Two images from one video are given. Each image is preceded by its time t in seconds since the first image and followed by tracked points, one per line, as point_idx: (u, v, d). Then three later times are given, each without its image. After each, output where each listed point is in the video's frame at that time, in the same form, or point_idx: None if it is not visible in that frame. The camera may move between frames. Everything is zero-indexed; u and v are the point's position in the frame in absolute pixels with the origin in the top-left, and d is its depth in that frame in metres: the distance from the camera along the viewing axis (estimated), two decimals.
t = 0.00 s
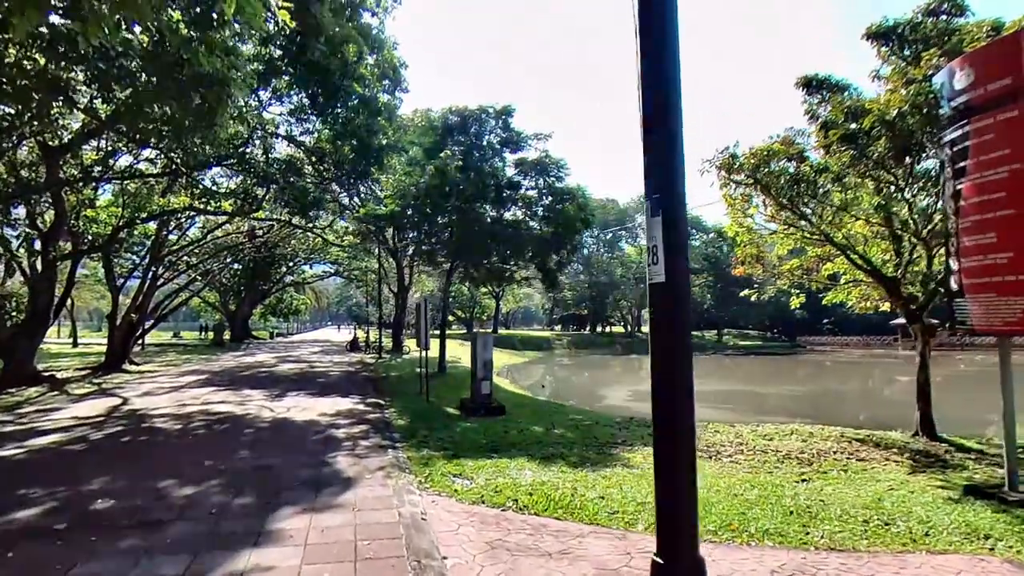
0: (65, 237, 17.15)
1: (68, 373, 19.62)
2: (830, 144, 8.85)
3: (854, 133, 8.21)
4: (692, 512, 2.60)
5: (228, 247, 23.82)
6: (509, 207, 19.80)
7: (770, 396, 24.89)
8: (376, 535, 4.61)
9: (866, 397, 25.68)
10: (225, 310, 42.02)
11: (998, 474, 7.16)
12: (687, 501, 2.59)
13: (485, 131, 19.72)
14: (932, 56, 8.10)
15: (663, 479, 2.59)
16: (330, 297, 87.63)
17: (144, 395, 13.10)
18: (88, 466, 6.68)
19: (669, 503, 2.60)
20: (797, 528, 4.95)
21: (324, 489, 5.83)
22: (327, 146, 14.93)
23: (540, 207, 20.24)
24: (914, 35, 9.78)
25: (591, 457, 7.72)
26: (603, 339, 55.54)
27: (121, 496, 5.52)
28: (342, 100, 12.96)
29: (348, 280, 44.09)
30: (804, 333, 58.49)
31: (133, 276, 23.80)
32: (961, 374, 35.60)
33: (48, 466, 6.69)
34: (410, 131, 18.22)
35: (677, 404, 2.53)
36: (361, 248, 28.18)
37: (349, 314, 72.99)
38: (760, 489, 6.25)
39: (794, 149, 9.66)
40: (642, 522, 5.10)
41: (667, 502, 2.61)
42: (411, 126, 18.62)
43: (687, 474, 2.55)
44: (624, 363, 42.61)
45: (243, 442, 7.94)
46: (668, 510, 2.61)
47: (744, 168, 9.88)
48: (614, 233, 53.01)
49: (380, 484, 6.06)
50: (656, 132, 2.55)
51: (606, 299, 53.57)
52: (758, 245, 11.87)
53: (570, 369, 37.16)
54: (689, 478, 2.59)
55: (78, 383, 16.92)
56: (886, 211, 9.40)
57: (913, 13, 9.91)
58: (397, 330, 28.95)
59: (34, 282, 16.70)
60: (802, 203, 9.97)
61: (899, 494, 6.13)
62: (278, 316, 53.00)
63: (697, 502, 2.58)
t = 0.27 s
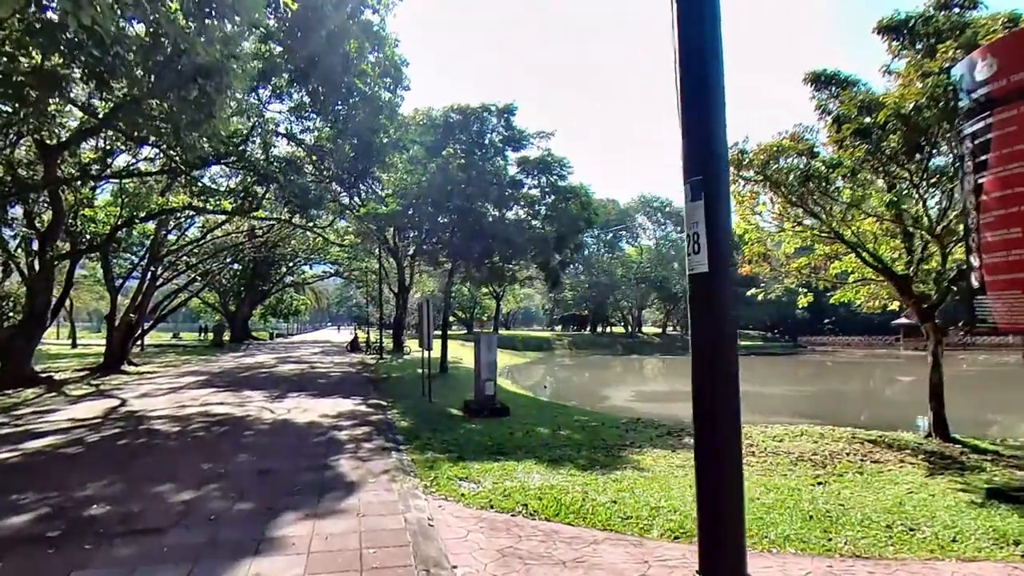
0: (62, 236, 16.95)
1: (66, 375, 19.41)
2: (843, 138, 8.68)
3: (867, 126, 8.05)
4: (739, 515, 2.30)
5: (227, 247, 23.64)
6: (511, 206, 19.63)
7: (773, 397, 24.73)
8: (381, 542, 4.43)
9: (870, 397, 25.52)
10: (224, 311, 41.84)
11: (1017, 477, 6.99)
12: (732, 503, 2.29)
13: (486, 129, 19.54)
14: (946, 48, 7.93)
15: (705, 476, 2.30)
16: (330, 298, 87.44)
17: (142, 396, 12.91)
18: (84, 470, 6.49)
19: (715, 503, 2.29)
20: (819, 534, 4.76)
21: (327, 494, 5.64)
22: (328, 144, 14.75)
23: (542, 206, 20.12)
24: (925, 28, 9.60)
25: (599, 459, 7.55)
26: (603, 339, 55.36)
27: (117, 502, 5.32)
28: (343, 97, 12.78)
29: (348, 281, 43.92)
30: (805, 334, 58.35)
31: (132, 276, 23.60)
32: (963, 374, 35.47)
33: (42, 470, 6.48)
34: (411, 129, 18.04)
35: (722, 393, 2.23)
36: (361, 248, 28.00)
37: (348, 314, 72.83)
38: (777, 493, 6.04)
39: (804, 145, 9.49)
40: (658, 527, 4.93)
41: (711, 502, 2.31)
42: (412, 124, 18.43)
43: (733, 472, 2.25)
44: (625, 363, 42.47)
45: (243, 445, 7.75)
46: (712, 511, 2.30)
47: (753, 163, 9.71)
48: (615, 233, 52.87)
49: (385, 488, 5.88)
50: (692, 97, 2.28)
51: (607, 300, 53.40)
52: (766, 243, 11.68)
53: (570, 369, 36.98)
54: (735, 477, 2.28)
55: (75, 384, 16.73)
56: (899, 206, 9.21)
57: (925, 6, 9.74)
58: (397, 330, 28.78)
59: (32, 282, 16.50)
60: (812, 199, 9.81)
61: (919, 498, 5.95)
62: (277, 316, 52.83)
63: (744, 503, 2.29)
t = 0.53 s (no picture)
0: (59, 236, 16.72)
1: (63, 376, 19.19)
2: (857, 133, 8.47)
3: (882, 120, 7.86)
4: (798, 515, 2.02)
5: (226, 246, 23.41)
6: (512, 205, 19.42)
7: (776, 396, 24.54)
8: (386, 553, 4.22)
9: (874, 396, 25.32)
10: (223, 311, 41.62)
11: None
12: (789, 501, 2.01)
13: (488, 127, 19.32)
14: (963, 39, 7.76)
15: (754, 476, 2.03)
16: (329, 298, 87.21)
17: (139, 398, 12.69)
18: (77, 475, 6.28)
19: (768, 503, 2.01)
20: (844, 543, 4.55)
21: (328, 500, 5.44)
22: (327, 142, 14.53)
23: (544, 205, 19.92)
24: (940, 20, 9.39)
25: (608, 462, 7.33)
26: (604, 338, 55.16)
27: (108, 510, 5.10)
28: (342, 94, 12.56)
29: (347, 281, 43.70)
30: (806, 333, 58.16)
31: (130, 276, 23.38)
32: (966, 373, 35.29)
33: (33, 476, 6.26)
34: (411, 127, 17.83)
35: (771, 386, 1.97)
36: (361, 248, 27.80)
37: (348, 314, 72.57)
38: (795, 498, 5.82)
39: (815, 140, 9.29)
40: (673, 536, 4.72)
41: (762, 503, 2.03)
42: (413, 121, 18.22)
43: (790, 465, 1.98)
44: (627, 363, 42.27)
45: (241, 448, 7.53)
46: (766, 513, 2.02)
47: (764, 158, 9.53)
48: (615, 232, 52.68)
49: (388, 495, 5.66)
50: (737, 61, 2.05)
51: (607, 299, 53.21)
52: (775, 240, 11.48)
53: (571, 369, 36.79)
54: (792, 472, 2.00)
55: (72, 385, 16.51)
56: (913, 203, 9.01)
57: None
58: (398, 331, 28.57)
59: (28, 283, 16.27)
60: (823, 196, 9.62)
61: (942, 503, 5.74)
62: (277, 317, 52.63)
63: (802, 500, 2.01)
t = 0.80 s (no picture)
0: (55, 235, 16.52)
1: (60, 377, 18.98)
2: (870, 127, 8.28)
3: (898, 115, 7.65)
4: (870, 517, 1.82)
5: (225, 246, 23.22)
6: (514, 204, 19.24)
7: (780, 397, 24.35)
8: (392, 563, 4.02)
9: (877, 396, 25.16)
10: (223, 312, 41.43)
11: None
12: (859, 504, 1.81)
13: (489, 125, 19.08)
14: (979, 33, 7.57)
15: (817, 476, 1.83)
16: (329, 299, 87.00)
17: (137, 399, 12.47)
18: (70, 479, 6.07)
19: (831, 504, 1.82)
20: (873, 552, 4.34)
21: (331, 506, 5.25)
22: (328, 140, 14.32)
23: (546, 203, 19.74)
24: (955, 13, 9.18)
25: (617, 465, 7.14)
26: (604, 338, 54.96)
27: (101, 516, 4.90)
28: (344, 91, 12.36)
29: (347, 281, 43.48)
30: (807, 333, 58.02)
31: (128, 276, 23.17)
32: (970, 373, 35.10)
33: (25, 480, 6.07)
34: (412, 124, 17.62)
35: (834, 379, 1.78)
36: (361, 248, 27.60)
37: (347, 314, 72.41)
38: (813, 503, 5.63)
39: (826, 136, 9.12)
40: (690, 543, 4.52)
41: (826, 504, 1.83)
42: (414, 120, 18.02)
43: (857, 465, 1.79)
44: (627, 363, 42.09)
45: (240, 451, 7.33)
46: (829, 516, 1.82)
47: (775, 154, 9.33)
48: (616, 232, 52.46)
49: (393, 500, 5.47)
50: (794, 27, 1.87)
51: (608, 299, 53.02)
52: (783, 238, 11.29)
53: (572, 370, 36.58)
54: (861, 473, 1.80)
55: (69, 386, 16.29)
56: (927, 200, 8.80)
57: None
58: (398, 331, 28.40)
59: (24, 282, 16.05)
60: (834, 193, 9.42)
61: (965, 508, 5.55)
62: (276, 317, 52.44)
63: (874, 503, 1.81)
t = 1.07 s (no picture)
0: (51, 234, 16.30)
1: (57, 378, 18.78)
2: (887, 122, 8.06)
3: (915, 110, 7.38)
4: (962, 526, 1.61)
5: (224, 246, 23.00)
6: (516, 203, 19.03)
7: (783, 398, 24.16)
8: None
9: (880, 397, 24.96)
10: (222, 311, 41.23)
11: None
12: (948, 513, 1.61)
13: (491, 123, 18.83)
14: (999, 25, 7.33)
15: (900, 477, 1.64)
16: (328, 299, 86.79)
17: (134, 401, 12.28)
18: (62, 486, 5.86)
19: (915, 509, 1.62)
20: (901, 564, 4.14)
21: (332, 514, 5.04)
22: (328, 138, 14.11)
23: (549, 202, 19.51)
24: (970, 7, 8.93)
25: (627, 470, 6.93)
26: (604, 339, 54.77)
27: (93, 526, 4.69)
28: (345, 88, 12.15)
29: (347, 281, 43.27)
30: (808, 333, 57.82)
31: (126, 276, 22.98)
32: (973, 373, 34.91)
33: (16, 486, 5.86)
34: (413, 122, 17.41)
35: (920, 369, 1.59)
36: (362, 247, 27.39)
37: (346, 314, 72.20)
38: (833, 511, 5.41)
39: (838, 132, 8.94)
40: (708, 554, 4.31)
41: (907, 507, 1.65)
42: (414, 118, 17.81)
43: (946, 464, 1.59)
44: (628, 364, 41.90)
45: (238, 455, 7.12)
46: (910, 521, 1.64)
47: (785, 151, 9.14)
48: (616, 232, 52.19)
49: (397, 507, 5.27)
50: None
51: (608, 299, 52.80)
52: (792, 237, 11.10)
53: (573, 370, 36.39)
54: (950, 472, 1.60)
55: (66, 387, 16.09)
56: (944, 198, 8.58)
57: None
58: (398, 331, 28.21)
59: (19, 282, 15.84)
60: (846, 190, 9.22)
61: (989, 516, 5.36)
62: (276, 317, 52.26)
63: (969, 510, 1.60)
